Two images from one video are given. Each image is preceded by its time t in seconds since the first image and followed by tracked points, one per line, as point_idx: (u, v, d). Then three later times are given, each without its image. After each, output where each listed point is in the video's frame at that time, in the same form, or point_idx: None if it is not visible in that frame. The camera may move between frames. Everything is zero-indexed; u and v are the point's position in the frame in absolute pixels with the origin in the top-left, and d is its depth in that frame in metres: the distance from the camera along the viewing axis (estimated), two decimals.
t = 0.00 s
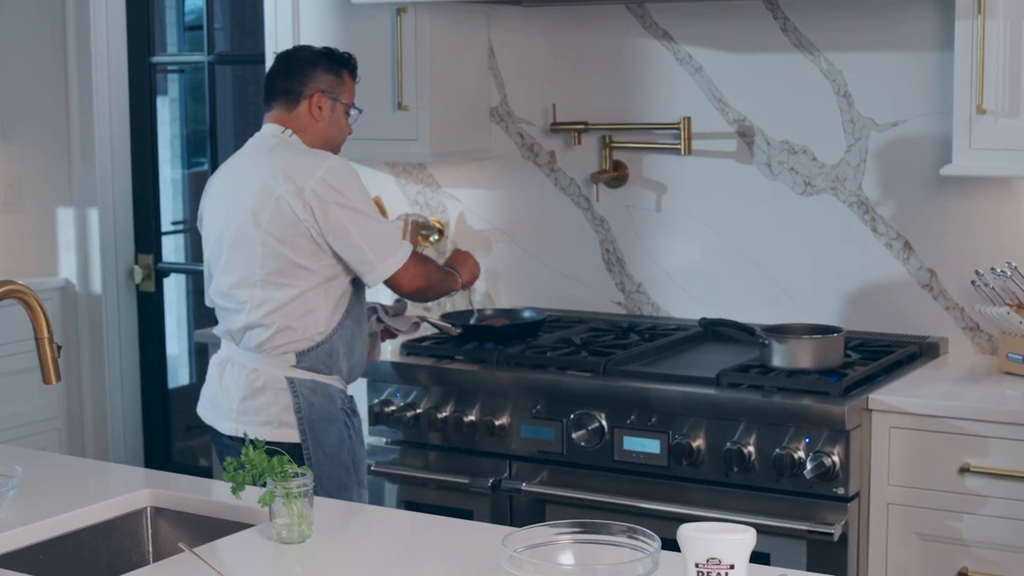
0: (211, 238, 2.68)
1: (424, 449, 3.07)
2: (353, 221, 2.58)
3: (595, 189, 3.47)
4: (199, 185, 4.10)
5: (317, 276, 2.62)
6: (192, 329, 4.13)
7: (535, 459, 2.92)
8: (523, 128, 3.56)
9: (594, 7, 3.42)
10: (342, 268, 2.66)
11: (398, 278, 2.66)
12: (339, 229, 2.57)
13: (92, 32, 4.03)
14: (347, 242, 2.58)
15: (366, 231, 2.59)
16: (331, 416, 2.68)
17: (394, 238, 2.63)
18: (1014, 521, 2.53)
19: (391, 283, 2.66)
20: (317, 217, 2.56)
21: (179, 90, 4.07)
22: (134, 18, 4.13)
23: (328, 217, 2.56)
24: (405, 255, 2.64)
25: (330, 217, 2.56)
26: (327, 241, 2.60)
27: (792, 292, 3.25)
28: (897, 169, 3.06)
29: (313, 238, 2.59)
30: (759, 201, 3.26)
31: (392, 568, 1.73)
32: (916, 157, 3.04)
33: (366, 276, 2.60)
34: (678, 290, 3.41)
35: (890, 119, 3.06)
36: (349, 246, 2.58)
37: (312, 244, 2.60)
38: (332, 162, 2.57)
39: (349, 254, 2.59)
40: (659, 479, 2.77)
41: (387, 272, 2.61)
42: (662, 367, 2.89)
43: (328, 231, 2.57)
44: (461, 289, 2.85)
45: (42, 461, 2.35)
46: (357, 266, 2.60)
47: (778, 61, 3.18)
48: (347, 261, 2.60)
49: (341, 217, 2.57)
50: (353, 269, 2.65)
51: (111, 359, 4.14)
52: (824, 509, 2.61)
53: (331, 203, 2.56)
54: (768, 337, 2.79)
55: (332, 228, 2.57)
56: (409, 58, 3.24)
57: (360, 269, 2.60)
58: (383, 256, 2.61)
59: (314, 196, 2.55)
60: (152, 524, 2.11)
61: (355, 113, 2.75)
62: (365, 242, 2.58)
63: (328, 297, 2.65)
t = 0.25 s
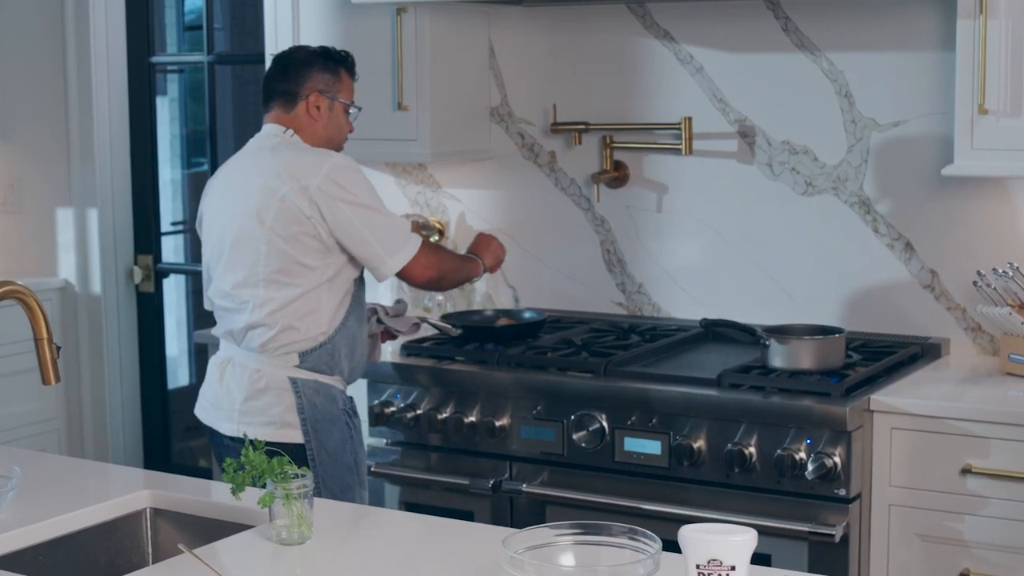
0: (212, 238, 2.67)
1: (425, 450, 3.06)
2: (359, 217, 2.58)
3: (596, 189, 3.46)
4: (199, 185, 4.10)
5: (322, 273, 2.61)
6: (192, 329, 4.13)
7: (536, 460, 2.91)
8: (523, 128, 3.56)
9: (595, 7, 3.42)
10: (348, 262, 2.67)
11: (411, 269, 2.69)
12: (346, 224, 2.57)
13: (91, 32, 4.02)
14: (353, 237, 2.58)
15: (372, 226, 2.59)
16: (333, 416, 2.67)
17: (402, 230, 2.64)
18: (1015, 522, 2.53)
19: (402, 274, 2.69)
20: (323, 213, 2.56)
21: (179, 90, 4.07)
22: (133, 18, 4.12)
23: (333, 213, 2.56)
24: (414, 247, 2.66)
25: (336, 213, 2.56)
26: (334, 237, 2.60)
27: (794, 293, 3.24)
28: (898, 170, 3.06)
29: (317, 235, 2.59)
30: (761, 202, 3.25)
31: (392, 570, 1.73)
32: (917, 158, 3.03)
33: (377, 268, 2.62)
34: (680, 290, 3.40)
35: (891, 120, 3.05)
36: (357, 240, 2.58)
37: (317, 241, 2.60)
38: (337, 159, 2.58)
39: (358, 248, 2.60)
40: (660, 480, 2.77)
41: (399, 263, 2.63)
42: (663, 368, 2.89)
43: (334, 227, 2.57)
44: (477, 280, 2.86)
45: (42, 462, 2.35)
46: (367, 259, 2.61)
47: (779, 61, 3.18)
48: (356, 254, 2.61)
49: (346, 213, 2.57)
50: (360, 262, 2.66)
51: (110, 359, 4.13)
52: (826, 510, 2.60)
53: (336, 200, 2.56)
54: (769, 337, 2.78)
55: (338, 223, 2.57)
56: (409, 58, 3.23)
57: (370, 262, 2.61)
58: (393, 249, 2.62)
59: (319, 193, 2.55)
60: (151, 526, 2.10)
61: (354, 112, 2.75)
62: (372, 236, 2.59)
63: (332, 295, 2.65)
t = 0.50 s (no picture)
0: (212, 239, 2.66)
1: (425, 451, 3.05)
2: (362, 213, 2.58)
3: (597, 190, 3.45)
4: (198, 186, 4.09)
5: (325, 271, 2.61)
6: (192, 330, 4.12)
7: (536, 461, 2.91)
8: (524, 128, 3.55)
9: (595, 7, 3.41)
10: (353, 256, 2.67)
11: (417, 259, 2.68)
12: (351, 220, 2.58)
13: (90, 31, 4.01)
14: (358, 233, 2.59)
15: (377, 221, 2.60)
16: (331, 416, 2.66)
17: (407, 223, 2.64)
18: (1017, 523, 2.52)
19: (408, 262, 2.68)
20: (326, 211, 2.56)
21: (178, 91, 4.06)
22: (132, 17, 4.11)
23: (337, 209, 2.56)
24: (419, 237, 2.65)
25: (339, 210, 2.56)
26: (339, 232, 2.60)
27: (795, 293, 3.23)
28: (900, 170, 3.05)
29: (320, 234, 2.58)
30: (762, 202, 3.24)
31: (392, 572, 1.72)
32: (918, 158, 3.02)
33: (384, 260, 2.62)
34: (681, 291, 3.39)
35: (893, 120, 3.05)
36: (363, 235, 2.59)
37: (319, 240, 2.59)
38: (338, 157, 2.58)
39: (364, 242, 2.60)
40: (661, 481, 2.76)
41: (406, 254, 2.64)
42: (663, 369, 2.88)
43: (338, 223, 2.58)
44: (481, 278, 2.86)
45: (41, 463, 2.34)
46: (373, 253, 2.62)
47: (780, 61, 3.17)
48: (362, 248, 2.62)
49: (349, 211, 2.57)
50: (367, 254, 2.67)
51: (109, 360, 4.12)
52: (827, 511, 2.59)
53: (340, 197, 2.56)
54: (770, 338, 2.77)
55: (342, 220, 2.57)
56: (409, 57, 3.23)
57: (379, 254, 2.62)
58: (399, 241, 2.63)
59: (322, 191, 2.55)
60: (150, 527, 2.10)
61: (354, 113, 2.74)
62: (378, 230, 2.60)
63: (334, 294, 2.64)
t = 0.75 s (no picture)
0: (209, 238, 2.66)
1: (425, 451, 3.05)
2: (346, 222, 2.53)
3: (598, 190, 3.45)
4: (198, 186, 4.09)
5: (315, 276, 2.59)
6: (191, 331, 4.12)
7: (536, 462, 2.90)
8: (524, 128, 3.54)
9: (596, 7, 3.40)
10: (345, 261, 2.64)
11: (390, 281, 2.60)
12: (334, 228, 2.53)
13: (90, 31, 4.00)
14: (341, 243, 2.54)
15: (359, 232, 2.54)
16: (333, 417, 2.65)
17: (390, 236, 2.58)
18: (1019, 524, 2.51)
19: (379, 283, 2.58)
20: (311, 216, 2.53)
21: (178, 91, 4.05)
22: (132, 17, 4.10)
23: (321, 216, 2.53)
24: (394, 256, 2.57)
25: (323, 216, 2.53)
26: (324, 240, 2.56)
27: (796, 294, 3.22)
28: (901, 171, 3.04)
29: (308, 238, 2.56)
30: (763, 202, 3.23)
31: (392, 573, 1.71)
32: (919, 159, 3.02)
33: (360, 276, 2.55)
34: (681, 292, 3.38)
35: (894, 120, 3.04)
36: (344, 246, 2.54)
37: (309, 244, 2.57)
38: (326, 161, 2.54)
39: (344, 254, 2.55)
40: (661, 482, 2.75)
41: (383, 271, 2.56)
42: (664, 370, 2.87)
43: (322, 231, 2.54)
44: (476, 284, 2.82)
45: (41, 463, 2.33)
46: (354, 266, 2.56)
47: (781, 60, 3.16)
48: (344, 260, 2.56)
49: (334, 218, 2.53)
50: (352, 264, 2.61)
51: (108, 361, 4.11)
52: (829, 512, 2.58)
53: (324, 203, 2.52)
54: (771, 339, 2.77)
55: (325, 227, 2.53)
56: (409, 57, 3.22)
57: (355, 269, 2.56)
58: (377, 257, 2.55)
59: (307, 195, 2.52)
60: (150, 528, 2.09)
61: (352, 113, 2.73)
62: (359, 243, 2.54)
63: (327, 297, 2.62)
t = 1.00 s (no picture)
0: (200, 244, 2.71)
1: (426, 452, 3.04)
2: (308, 232, 2.51)
3: (598, 191, 3.44)
4: (197, 187, 4.08)
5: (285, 283, 2.58)
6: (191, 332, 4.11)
7: (537, 463, 2.89)
8: (525, 128, 3.53)
9: (597, 6, 3.39)
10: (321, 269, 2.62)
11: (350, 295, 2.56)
12: (295, 238, 2.52)
13: (89, 31, 4.00)
14: (301, 253, 2.52)
15: (319, 243, 2.52)
16: (311, 420, 2.65)
17: (349, 249, 2.54)
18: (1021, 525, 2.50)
19: (339, 296, 2.55)
20: (275, 225, 2.53)
21: (178, 91, 4.05)
22: (131, 17, 4.09)
23: (283, 225, 2.52)
24: (355, 270, 2.54)
25: (285, 226, 2.52)
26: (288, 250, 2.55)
27: (796, 295, 3.21)
28: (903, 171, 3.04)
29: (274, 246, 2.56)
30: (765, 202, 3.23)
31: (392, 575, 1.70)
32: (921, 159, 3.01)
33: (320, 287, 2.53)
34: (682, 292, 3.38)
35: (896, 120, 3.03)
36: (304, 257, 2.52)
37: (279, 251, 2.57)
38: (291, 169, 2.53)
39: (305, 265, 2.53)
40: (663, 483, 2.75)
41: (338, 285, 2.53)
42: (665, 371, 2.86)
43: (285, 240, 2.53)
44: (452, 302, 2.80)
45: (40, 464, 2.32)
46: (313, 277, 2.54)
47: (782, 60, 3.15)
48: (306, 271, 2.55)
49: (297, 226, 2.51)
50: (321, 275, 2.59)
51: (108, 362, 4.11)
52: (830, 513, 2.58)
53: (286, 211, 2.51)
54: (772, 339, 2.76)
55: (287, 236, 2.52)
56: (410, 57, 3.21)
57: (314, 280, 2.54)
58: (336, 270, 2.52)
59: (270, 203, 2.52)
60: (150, 529, 2.08)
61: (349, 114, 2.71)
62: (320, 254, 2.52)
63: (302, 304, 2.61)
